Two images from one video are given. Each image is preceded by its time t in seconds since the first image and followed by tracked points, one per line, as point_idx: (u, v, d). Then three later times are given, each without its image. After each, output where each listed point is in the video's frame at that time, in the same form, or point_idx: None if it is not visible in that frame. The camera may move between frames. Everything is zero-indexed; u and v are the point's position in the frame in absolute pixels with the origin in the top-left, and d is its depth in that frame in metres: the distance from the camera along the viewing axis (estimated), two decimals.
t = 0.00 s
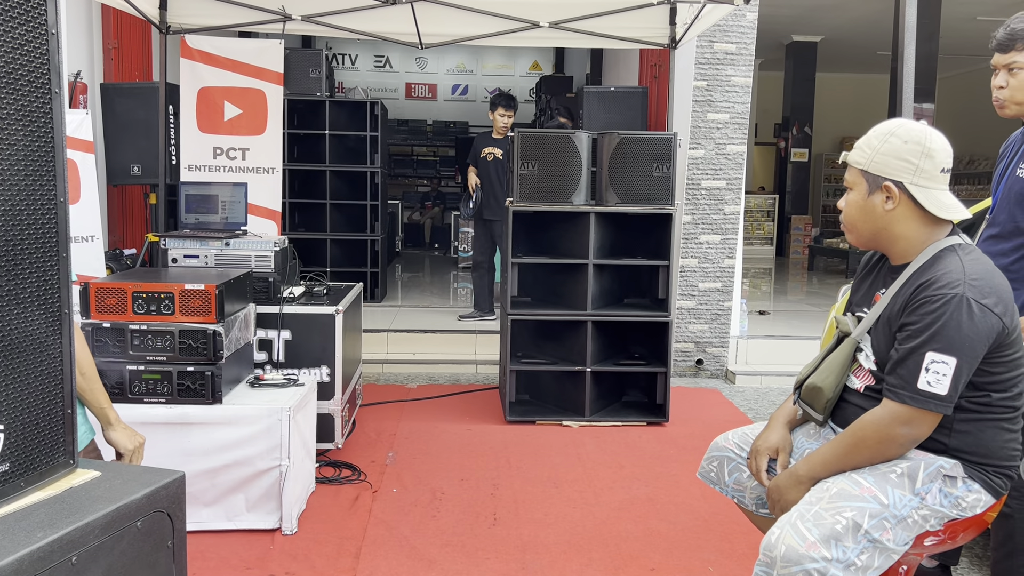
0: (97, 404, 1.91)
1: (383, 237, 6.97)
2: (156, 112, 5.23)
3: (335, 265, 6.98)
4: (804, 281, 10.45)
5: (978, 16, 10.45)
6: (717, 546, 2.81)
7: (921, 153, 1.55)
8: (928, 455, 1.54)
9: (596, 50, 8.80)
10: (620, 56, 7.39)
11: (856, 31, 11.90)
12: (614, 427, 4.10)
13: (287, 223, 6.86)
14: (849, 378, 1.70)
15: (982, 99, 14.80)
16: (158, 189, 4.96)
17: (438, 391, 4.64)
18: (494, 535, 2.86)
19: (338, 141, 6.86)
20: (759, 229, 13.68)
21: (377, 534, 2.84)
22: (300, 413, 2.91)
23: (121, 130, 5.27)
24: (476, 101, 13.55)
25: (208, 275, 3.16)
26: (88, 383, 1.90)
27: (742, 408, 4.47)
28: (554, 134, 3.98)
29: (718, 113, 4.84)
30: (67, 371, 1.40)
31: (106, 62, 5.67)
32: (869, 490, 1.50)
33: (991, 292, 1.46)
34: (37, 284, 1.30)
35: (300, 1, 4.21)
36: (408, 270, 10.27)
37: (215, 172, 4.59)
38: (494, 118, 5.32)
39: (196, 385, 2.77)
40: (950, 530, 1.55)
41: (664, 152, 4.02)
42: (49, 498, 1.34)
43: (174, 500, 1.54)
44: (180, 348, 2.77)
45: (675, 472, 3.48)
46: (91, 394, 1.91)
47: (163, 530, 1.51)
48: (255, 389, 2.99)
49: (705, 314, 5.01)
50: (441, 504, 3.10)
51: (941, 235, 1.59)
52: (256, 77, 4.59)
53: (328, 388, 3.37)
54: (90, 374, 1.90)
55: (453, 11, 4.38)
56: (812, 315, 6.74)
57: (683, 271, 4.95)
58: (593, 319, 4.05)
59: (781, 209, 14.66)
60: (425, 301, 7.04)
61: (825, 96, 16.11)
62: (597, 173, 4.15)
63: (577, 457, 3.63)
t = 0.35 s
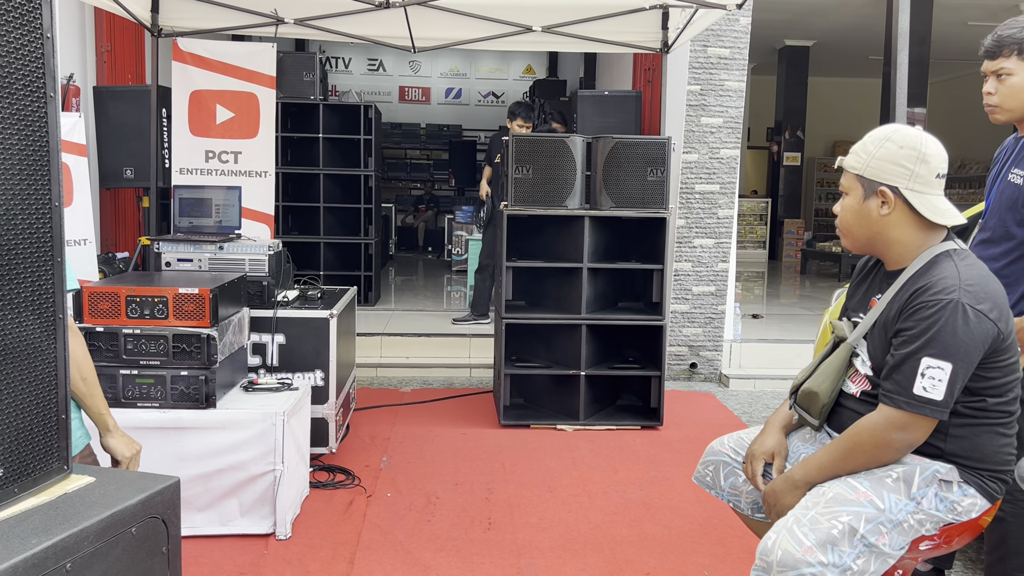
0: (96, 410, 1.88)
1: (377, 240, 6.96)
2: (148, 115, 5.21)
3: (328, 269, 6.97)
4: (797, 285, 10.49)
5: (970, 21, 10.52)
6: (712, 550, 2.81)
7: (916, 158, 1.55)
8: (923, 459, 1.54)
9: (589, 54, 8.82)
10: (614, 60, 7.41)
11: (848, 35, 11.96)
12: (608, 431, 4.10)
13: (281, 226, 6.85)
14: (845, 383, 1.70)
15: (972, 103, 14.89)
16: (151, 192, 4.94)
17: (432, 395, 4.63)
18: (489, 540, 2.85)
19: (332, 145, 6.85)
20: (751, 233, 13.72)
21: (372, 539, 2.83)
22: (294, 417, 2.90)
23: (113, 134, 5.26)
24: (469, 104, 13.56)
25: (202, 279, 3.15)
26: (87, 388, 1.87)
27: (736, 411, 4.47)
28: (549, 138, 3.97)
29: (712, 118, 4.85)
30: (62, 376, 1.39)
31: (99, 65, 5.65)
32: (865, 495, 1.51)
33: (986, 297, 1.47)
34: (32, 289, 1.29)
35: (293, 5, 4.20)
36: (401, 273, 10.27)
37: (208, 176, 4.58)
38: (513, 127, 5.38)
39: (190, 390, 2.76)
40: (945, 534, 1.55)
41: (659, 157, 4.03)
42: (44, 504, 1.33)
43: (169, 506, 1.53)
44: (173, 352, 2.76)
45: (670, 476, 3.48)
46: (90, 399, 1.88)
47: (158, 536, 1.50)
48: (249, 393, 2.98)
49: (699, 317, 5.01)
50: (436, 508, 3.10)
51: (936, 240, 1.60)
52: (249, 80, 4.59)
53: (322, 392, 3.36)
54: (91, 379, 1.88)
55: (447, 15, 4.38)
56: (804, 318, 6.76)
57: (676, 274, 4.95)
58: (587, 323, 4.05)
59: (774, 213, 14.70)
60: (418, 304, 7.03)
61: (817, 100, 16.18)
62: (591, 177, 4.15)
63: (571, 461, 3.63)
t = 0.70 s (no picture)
0: (88, 409, 1.87)
1: (371, 244, 6.96)
2: (142, 119, 5.20)
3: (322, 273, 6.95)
4: (790, 289, 10.52)
5: (961, 26, 10.58)
6: (707, 554, 2.81)
7: (913, 163, 1.55)
8: (919, 464, 1.54)
9: (583, 58, 8.83)
10: (607, 64, 7.42)
11: (841, 40, 12.01)
12: (603, 435, 4.09)
13: (274, 230, 6.83)
14: (841, 388, 1.70)
15: (964, 108, 14.97)
16: (144, 196, 4.93)
17: (426, 400, 4.62)
18: (484, 545, 2.84)
19: (326, 148, 6.84)
20: (744, 237, 13.74)
21: (366, 544, 2.83)
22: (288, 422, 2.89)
23: (106, 137, 5.24)
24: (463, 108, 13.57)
25: (196, 283, 3.13)
26: (79, 387, 1.86)
27: (730, 415, 4.48)
28: (543, 142, 3.98)
29: (706, 122, 4.86)
30: (55, 381, 1.38)
31: (92, 68, 5.63)
32: (862, 500, 1.50)
33: (982, 303, 1.47)
34: (24, 293, 1.28)
35: (288, 8, 4.20)
36: (395, 277, 10.25)
37: (202, 179, 4.56)
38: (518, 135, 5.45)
39: (183, 395, 2.74)
40: (941, 539, 1.55)
41: (653, 161, 4.03)
42: (36, 511, 1.32)
43: (163, 512, 1.52)
44: (167, 357, 2.74)
45: (665, 480, 3.48)
46: (82, 398, 1.87)
47: (152, 542, 1.49)
48: (242, 398, 2.96)
49: (693, 321, 5.02)
50: (430, 513, 3.09)
51: (932, 245, 1.60)
52: (244, 84, 4.57)
53: (316, 396, 3.35)
54: (81, 375, 1.86)
55: (442, 19, 4.38)
56: (798, 322, 6.77)
57: (671, 278, 4.96)
58: (581, 327, 4.05)
59: (767, 217, 14.74)
60: (412, 308, 7.02)
61: (810, 105, 16.24)
62: (586, 181, 4.15)
63: (566, 466, 3.63)
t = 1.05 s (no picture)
0: (76, 406, 1.85)
1: (363, 245, 6.94)
2: (133, 119, 5.17)
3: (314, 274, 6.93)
4: (782, 291, 10.53)
5: (953, 29, 10.63)
6: (700, 556, 2.80)
7: (905, 164, 1.55)
8: (912, 466, 1.54)
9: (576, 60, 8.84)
10: (601, 66, 7.43)
11: (833, 43, 12.05)
12: (596, 437, 4.09)
13: (266, 231, 6.80)
14: (834, 390, 1.69)
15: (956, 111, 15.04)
16: (135, 196, 4.90)
17: (418, 402, 4.60)
18: (476, 547, 2.83)
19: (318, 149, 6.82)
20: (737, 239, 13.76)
21: (357, 546, 2.81)
22: (279, 424, 2.87)
23: (97, 137, 5.21)
24: (456, 110, 13.57)
25: (187, 284, 3.12)
26: (65, 384, 1.84)
27: (722, 417, 4.48)
28: (536, 144, 3.97)
29: (698, 124, 4.86)
30: (41, 382, 1.37)
31: (83, 68, 5.60)
32: (854, 502, 1.50)
33: (975, 303, 1.47)
34: (11, 292, 1.27)
35: (281, 9, 4.18)
36: (388, 278, 10.23)
37: (193, 180, 4.54)
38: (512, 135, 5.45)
39: (173, 396, 2.72)
40: (933, 541, 1.55)
41: (646, 162, 4.03)
42: (21, 513, 1.31)
43: (151, 514, 1.51)
44: (157, 358, 2.73)
45: (657, 482, 3.47)
46: (70, 395, 1.85)
47: (140, 546, 1.48)
48: (233, 400, 2.95)
49: (686, 323, 5.02)
50: (422, 515, 3.08)
51: (924, 247, 1.60)
52: (236, 84, 4.55)
53: (307, 398, 3.34)
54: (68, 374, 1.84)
55: (435, 20, 4.37)
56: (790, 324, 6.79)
57: (664, 280, 4.95)
58: (574, 328, 4.04)
59: (760, 219, 14.77)
60: (405, 310, 7.00)
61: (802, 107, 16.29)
62: (578, 183, 4.15)
63: (558, 468, 3.62)
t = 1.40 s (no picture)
0: (44, 416, 1.80)
1: (353, 244, 6.89)
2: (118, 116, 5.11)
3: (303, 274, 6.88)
4: (774, 290, 10.52)
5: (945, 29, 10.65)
6: (687, 561, 2.77)
7: (894, 166, 1.52)
8: (899, 474, 1.51)
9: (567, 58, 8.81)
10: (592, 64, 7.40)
11: (825, 43, 12.06)
12: (585, 438, 4.05)
13: (254, 231, 6.75)
14: (821, 395, 1.66)
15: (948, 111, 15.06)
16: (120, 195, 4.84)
17: (406, 403, 4.56)
18: (461, 552, 2.80)
19: (306, 148, 6.76)
20: (729, 238, 13.74)
21: (340, 552, 2.77)
22: (262, 427, 2.83)
23: (82, 135, 5.15)
24: (448, 108, 13.53)
25: (168, 285, 3.07)
26: (31, 394, 1.79)
27: (712, 418, 4.45)
28: (524, 143, 3.93)
29: (689, 123, 4.83)
30: (6, 388, 1.33)
31: (68, 65, 5.54)
32: (841, 511, 1.47)
33: (964, 308, 1.44)
34: None
35: (267, 6, 4.13)
36: (379, 278, 10.19)
37: (178, 179, 4.49)
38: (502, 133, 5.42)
39: (153, 399, 2.68)
40: (921, 550, 1.52)
41: (635, 162, 4.00)
42: None
43: (121, 524, 1.47)
44: (137, 360, 2.68)
45: (645, 485, 3.44)
46: (38, 406, 1.81)
47: (109, 556, 1.44)
48: (215, 403, 2.90)
49: (676, 324, 5.00)
50: (407, 519, 3.04)
51: (913, 250, 1.57)
52: (221, 81, 4.50)
53: (291, 400, 3.30)
54: (34, 384, 1.80)
55: (424, 18, 4.33)
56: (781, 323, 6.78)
57: (654, 280, 4.93)
58: (563, 329, 4.01)
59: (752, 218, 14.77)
60: (395, 309, 6.95)
61: (795, 107, 16.30)
62: (568, 182, 4.11)
63: (546, 470, 3.58)
